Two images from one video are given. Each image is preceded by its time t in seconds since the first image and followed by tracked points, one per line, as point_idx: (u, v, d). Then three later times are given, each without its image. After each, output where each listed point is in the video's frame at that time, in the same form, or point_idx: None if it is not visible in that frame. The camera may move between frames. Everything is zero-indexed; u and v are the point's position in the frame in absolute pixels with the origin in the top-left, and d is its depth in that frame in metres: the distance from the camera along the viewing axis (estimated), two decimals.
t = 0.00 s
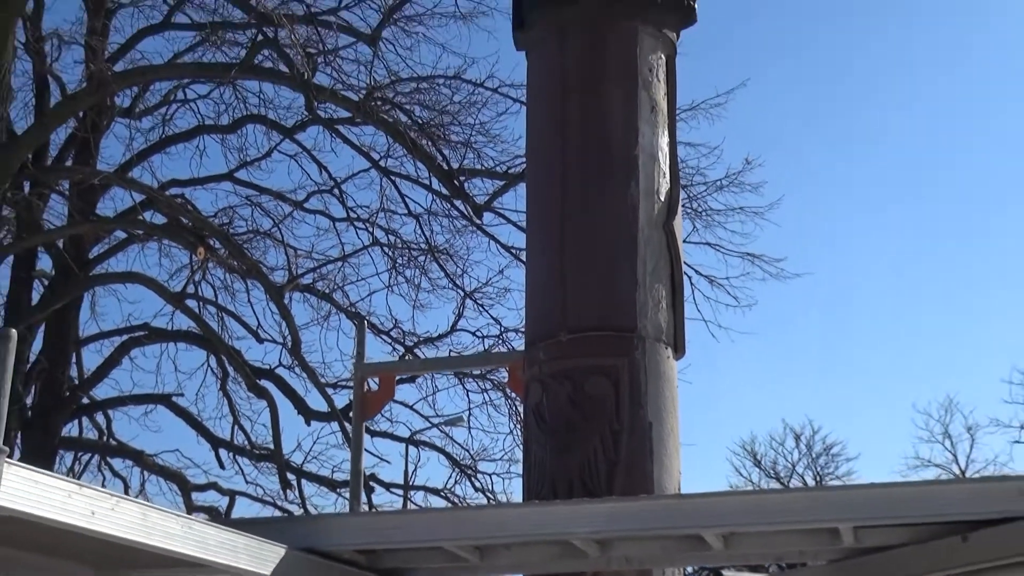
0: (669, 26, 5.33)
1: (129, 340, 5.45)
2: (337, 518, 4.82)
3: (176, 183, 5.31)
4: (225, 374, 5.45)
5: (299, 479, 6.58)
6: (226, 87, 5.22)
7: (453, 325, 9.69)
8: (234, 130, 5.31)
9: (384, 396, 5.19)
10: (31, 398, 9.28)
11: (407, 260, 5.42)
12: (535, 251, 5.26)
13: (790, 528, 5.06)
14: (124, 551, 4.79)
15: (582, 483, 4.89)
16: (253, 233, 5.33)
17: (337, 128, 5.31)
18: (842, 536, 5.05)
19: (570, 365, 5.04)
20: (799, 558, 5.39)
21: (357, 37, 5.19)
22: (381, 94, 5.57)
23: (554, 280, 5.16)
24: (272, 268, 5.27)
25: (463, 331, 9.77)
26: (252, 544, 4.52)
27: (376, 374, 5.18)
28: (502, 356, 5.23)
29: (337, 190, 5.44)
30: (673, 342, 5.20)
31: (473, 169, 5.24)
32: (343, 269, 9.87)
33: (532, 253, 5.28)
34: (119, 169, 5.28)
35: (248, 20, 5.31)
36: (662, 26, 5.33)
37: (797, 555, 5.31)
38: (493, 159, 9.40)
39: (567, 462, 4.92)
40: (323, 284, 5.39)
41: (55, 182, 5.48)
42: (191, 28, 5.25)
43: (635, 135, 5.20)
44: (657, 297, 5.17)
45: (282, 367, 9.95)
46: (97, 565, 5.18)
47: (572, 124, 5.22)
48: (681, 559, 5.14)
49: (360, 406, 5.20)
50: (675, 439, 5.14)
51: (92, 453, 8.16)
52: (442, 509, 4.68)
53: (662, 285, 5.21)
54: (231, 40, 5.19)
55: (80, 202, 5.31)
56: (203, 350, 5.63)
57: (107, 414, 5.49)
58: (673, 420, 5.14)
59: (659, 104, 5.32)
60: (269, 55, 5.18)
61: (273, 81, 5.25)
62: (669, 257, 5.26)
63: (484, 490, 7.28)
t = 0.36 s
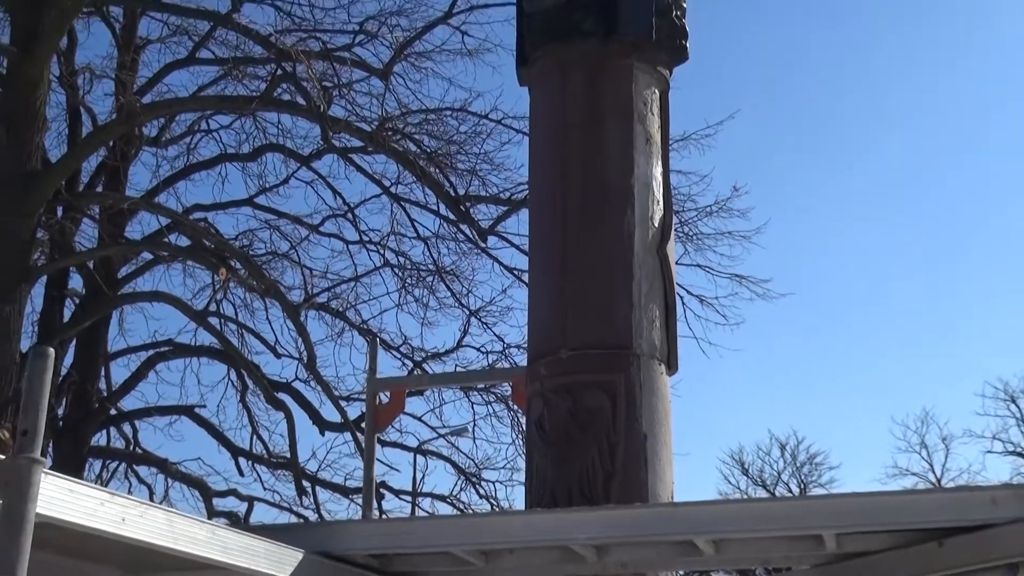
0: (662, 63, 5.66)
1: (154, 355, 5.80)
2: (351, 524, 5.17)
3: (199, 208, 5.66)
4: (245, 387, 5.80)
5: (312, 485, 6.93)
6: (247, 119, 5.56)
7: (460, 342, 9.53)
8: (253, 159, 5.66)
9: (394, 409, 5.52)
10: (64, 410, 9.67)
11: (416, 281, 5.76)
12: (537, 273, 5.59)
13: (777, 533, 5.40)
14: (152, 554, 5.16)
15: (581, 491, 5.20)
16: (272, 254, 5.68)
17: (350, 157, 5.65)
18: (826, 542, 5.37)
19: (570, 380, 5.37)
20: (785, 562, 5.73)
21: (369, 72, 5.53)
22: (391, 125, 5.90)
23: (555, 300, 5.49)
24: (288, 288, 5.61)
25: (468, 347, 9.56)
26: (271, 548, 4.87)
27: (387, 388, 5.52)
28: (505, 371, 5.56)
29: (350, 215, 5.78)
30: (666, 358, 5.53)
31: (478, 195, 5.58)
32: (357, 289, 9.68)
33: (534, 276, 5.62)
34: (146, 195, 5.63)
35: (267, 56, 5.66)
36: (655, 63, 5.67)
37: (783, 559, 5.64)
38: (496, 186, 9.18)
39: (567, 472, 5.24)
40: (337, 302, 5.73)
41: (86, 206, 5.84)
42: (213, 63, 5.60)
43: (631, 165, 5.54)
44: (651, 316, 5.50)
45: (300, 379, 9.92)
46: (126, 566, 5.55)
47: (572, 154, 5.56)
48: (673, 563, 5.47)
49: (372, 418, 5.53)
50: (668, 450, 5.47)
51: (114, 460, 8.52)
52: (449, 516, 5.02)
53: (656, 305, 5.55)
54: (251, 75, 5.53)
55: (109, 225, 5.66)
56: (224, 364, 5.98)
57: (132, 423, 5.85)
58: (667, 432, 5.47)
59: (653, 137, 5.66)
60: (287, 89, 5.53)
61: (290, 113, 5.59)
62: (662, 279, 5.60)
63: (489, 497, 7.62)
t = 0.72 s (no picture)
0: (658, 93, 6.02)
1: (180, 365, 6.18)
2: (365, 526, 5.54)
3: (222, 228, 6.03)
4: (265, 396, 6.17)
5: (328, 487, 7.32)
6: (268, 144, 5.93)
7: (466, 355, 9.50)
8: (274, 182, 6.03)
9: (405, 416, 5.88)
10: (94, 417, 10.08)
11: (426, 296, 6.12)
12: (540, 291, 5.95)
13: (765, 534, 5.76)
14: (180, 553, 5.54)
15: (581, 494, 5.55)
16: (291, 272, 6.05)
17: (364, 180, 6.02)
18: (813, 543, 5.72)
19: (570, 391, 5.72)
20: (773, 562, 6.07)
21: (382, 101, 5.90)
22: (403, 150, 6.27)
23: (557, 316, 5.84)
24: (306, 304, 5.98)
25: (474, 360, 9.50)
26: (289, 549, 5.23)
27: (399, 397, 5.88)
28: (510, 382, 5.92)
29: (364, 234, 6.14)
30: (661, 370, 5.89)
31: (484, 216, 5.94)
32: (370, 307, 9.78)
33: (538, 292, 5.98)
34: (173, 215, 6.01)
35: (287, 85, 6.03)
36: (652, 94, 6.03)
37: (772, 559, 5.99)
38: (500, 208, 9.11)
39: (568, 477, 5.59)
40: (352, 316, 6.09)
41: (117, 225, 6.22)
42: (236, 92, 5.97)
43: (628, 188, 5.90)
44: (647, 330, 5.86)
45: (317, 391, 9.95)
46: (154, 563, 5.95)
47: (573, 178, 5.93)
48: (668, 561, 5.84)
49: (385, 425, 5.89)
50: (662, 456, 5.82)
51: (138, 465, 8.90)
52: (457, 518, 5.38)
53: (652, 320, 5.90)
54: (272, 104, 5.89)
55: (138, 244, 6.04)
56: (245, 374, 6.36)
57: (159, 430, 6.23)
58: (661, 439, 5.82)
59: (649, 162, 6.02)
60: (305, 116, 5.90)
61: (309, 140, 5.96)
62: (657, 295, 5.96)
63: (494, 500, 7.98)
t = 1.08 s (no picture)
0: (651, 119, 6.44)
1: (203, 372, 6.60)
2: (377, 523, 5.94)
3: (244, 243, 6.44)
4: (283, 401, 6.58)
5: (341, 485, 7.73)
6: (287, 166, 6.35)
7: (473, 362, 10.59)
8: (291, 201, 6.44)
9: (415, 421, 6.28)
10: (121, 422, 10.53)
11: (434, 307, 6.53)
12: (541, 303, 6.34)
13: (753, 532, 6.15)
14: (205, 548, 5.94)
15: (580, 494, 5.94)
16: (308, 284, 6.46)
17: (376, 199, 6.43)
18: (796, 540, 6.12)
19: (570, 397, 6.11)
20: (759, 558, 6.47)
21: (393, 126, 6.31)
22: (412, 171, 6.67)
23: (557, 327, 6.24)
24: (322, 315, 6.39)
25: (480, 368, 10.64)
26: (304, 545, 5.61)
27: (409, 403, 6.28)
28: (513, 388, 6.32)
29: (376, 249, 6.55)
30: (654, 377, 6.29)
31: (488, 234, 6.35)
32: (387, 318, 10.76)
33: (539, 304, 6.37)
34: (197, 232, 6.42)
35: (304, 111, 6.44)
36: (646, 119, 6.44)
37: (760, 555, 6.39)
38: (511, 231, 10.28)
39: (568, 478, 5.97)
40: (364, 326, 6.50)
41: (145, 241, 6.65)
42: (257, 117, 6.39)
43: (624, 207, 6.30)
44: (641, 340, 6.25)
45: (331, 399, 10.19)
46: (180, 559, 6.35)
47: (573, 198, 6.33)
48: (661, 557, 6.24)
49: (396, 429, 6.30)
50: (656, 458, 6.21)
51: (161, 467, 9.33)
52: (464, 517, 5.78)
53: (646, 330, 6.30)
54: (290, 128, 6.31)
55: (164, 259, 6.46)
56: (264, 381, 6.77)
57: (183, 433, 6.65)
58: (655, 443, 6.22)
59: (643, 183, 6.43)
60: (321, 140, 6.31)
61: (324, 161, 6.37)
62: (651, 307, 6.36)
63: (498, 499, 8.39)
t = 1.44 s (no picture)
0: (646, 140, 6.86)
1: (226, 378, 7.04)
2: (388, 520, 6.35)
3: (264, 256, 6.88)
4: (300, 405, 7.01)
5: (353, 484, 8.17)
6: (304, 184, 6.78)
7: (476, 370, 10.84)
8: (308, 217, 6.88)
9: (424, 423, 6.70)
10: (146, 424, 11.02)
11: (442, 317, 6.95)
12: (543, 314, 6.75)
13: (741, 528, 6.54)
14: (228, 543, 6.37)
15: (579, 493, 6.33)
16: (324, 295, 6.90)
17: (387, 216, 6.86)
18: (781, 536, 6.51)
19: (569, 402, 6.51)
20: (746, 553, 6.86)
21: (404, 147, 6.74)
22: (421, 189, 7.10)
23: (558, 336, 6.64)
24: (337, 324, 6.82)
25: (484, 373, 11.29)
26: (320, 540, 6.03)
27: (419, 407, 6.70)
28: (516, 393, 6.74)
29: (387, 262, 6.98)
30: (648, 383, 6.69)
31: (493, 248, 6.77)
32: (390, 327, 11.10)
33: (541, 314, 6.78)
34: (220, 246, 6.86)
35: (320, 133, 6.88)
36: (641, 140, 6.86)
37: (747, 549, 6.78)
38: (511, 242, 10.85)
39: (568, 478, 6.37)
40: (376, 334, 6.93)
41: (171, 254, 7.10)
42: (276, 139, 6.83)
43: (620, 224, 6.71)
44: (637, 348, 6.66)
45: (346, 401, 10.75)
46: (204, 553, 6.77)
47: (572, 215, 6.75)
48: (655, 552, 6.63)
49: (406, 431, 6.72)
50: (650, 459, 6.61)
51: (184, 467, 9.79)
52: (470, 514, 6.19)
53: (640, 339, 6.71)
54: (308, 149, 6.74)
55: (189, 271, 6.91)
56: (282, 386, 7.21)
57: (207, 434, 7.09)
58: (649, 445, 6.61)
59: (638, 201, 6.85)
60: (336, 160, 6.74)
61: (339, 180, 6.81)
62: (645, 318, 6.77)
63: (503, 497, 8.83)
